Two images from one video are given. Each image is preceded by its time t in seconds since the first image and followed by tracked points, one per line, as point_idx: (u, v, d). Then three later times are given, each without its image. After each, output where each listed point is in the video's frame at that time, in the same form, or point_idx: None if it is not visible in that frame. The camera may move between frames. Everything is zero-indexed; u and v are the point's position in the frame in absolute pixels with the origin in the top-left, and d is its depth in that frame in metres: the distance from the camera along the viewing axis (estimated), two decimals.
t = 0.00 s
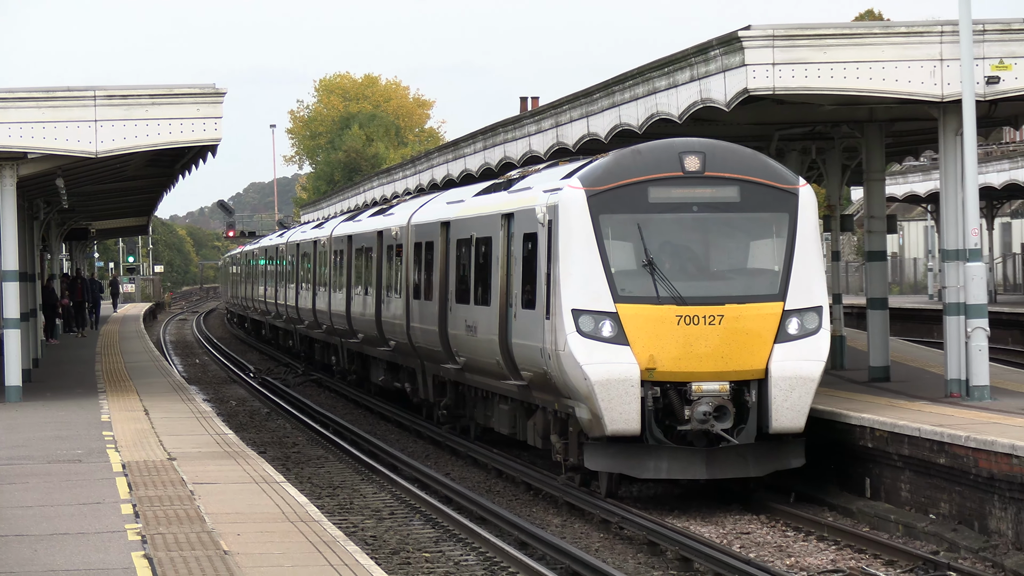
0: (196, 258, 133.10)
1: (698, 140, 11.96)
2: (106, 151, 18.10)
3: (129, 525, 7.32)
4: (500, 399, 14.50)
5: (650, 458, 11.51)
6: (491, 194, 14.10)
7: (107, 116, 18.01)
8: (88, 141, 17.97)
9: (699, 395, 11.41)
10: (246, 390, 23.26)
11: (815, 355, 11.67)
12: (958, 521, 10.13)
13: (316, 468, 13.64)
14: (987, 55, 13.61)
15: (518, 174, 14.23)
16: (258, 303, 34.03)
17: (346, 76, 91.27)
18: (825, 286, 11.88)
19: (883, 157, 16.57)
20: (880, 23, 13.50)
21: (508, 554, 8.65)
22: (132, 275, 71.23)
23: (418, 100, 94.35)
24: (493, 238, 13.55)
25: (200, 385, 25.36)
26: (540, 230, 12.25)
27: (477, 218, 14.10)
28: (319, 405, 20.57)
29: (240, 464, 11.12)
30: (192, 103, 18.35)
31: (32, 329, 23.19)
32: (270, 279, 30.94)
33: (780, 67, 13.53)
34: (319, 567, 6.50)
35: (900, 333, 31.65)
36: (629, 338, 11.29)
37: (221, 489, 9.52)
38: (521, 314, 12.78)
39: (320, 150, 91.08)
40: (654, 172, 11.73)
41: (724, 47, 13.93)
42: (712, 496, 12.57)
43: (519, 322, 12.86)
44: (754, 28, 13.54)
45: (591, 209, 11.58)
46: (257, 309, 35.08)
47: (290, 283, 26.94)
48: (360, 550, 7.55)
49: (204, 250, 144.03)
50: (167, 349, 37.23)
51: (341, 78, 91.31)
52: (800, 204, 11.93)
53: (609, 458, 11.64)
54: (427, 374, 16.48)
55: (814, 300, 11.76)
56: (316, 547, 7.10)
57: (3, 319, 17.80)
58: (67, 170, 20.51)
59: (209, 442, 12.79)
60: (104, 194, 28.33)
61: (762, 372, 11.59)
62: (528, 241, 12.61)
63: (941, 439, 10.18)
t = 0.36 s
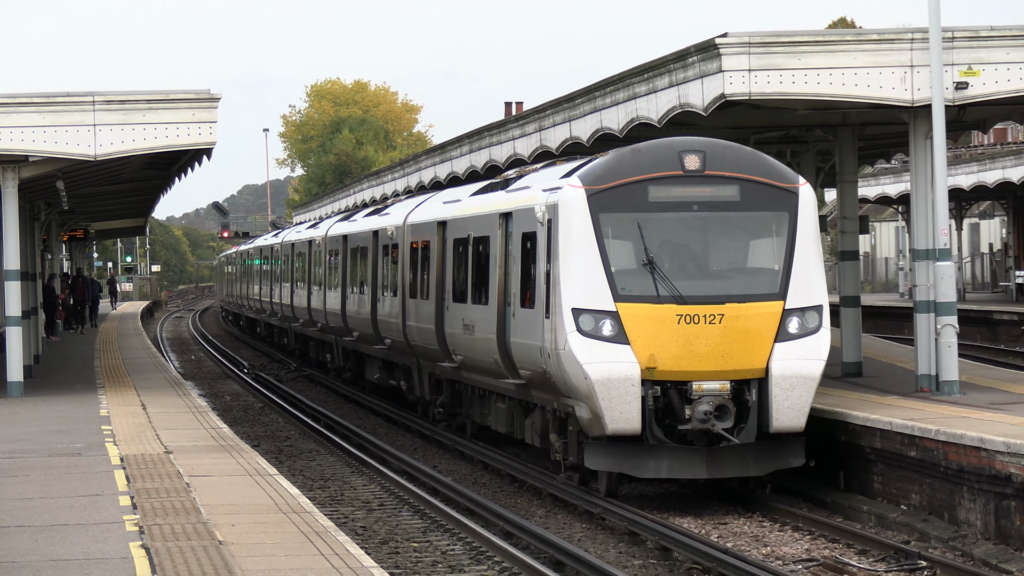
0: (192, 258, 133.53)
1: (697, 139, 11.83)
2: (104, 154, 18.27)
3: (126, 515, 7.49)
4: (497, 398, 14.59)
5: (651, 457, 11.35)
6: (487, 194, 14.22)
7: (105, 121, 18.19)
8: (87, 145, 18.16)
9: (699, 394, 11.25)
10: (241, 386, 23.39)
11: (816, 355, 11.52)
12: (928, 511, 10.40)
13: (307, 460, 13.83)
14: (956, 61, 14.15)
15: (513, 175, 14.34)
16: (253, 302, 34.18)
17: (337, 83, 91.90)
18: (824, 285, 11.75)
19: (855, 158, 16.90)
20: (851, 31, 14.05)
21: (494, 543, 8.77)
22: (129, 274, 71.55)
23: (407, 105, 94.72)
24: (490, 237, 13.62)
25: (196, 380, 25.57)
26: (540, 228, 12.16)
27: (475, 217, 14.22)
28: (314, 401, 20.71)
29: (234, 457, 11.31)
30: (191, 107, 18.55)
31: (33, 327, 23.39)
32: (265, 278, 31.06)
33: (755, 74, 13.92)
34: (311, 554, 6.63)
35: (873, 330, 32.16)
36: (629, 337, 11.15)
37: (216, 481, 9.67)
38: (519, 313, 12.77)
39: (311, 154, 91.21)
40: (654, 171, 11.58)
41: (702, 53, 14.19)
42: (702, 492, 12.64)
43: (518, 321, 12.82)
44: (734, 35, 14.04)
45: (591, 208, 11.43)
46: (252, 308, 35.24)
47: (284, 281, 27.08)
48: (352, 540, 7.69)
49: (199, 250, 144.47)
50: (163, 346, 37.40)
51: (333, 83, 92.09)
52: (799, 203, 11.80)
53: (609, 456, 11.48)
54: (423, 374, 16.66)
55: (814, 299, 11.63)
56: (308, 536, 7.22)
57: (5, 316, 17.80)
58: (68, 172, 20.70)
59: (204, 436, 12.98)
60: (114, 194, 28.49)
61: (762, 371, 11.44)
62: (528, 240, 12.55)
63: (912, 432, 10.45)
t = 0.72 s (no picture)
0: (190, 259, 134.09)
1: (698, 139, 11.74)
2: (105, 159, 18.50)
3: (126, 508, 7.66)
4: (497, 398, 14.65)
5: (653, 458, 11.23)
6: (485, 195, 14.33)
7: (106, 126, 18.40)
8: (87, 150, 18.36)
9: (701, 395, 11.12)
10: (239, 384, 23.52)
11: (819, 355, 11.39)
12: (902, 504, 10.66)
13: (301, 455, 14.00)
14: (927, 67, 14.46)
15: (513, 176, 14.41)
16: (249, 302, 34.42)
17: (330, 89, 92.40)
18: (825, 286, 11.64)
19: (830, 162, 17.57)
20: (827, 38, 14.16)
21: (482, 534, 8.86)
22: (129, 275, 71.92)
23: (398, 111, 95.20)
24: (490, 238, 13.68)
25: (195, 378, 25.78)
26: (540, 229, 12.10)
27: (473, 218, 14.32)
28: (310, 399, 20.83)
29: (230, 452, 11.48)
30: (192, 113, 18.74)
31: (36, 327, 23.62)
32: (262, 279, 31.19)
33: (734, 80, 14.08)
34: (305, 545, 6.76)
35: (850, 329, 32.56)
36: (631, 338, 11.03)
37: (212, 476, 9.82)
38: (519, 314, 12.77)
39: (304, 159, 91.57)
40: (656, 170, 11.47)
41: (682, 60, 14.36)
42: (696, 491, 12.67)
43: (518, 321, 12.83)
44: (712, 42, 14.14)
45: (593, 208, 11.32)
46: (248, 307, 35.40)
47: (281, 281, 27.19)
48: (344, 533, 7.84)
49: (197, 252, 145.00)
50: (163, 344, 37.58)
51: (324, 91, 92.75)
52: (801, 204, 11.70)
53: (610, 457, 11.36)
54: (421, 373, 16.81)
55: (816, 299, 11.53)
56: (300, 528, 7.36)
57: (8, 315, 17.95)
58: (69, 176, 20.88)
59: (201, 431, 13.16)
60: (119, 197, 28.71)
61: (764, 371, 11.31)
62: (528, 240, 12.51)
63: (886, 427, 10.72)
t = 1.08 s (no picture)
0: (192, 263, 134.60)
1: (700, 145, 11.71)
2: (110, 167, 18.72)
3: (130, 502, 7.88)
4: (497, 399, 14.80)
5: (655, 460, 11.20)
6: (485, 200, 14.50)
7: (110, 135, 18.62)
8: (92, 158, 18.62)
9: (705, 397, 11.07)
10: (239, 383, 23.79)
11: (821, 358, 11.36)
12: (874, 498, 10.93)
13: (298, 451, 14.24)
14: (899, 79, 14.85)
15: (513, 180, 14.54)
16: (249, 305, 34.70)
17: (325, 100, 92.47)
18: (827, 288, 11.63)
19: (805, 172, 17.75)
20: (803, 51, 14.44)
21: (472, 527, 8.97)
22: (132, 278, 72.19)
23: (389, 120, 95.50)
24: (491, 241, 13.81)
25: (196, 377, 26.08)
26: (542, 233, 12.11)
27: (473, 222, 14.48)
28: (308, 399, 21.06)
29: (229, 448, 11.69)
30: (195, 121, 18.99)
31: (42, 329, 23.85)
32: (261, 282, 31.41)
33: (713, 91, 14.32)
34: (302, 538, 6.97)
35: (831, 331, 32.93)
36: (635, 341, 10.99)
37: (212, 471, 10.05)
38: (520, 317, 12.87)
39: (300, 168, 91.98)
40: (659, 175, 11.44)
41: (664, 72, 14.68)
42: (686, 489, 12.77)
43: (519, 324, 12.94)
44: (692, 53, 14.48)
45: (596, 212, 11.30)
46: (248, 309, 35.71)
47: (281, 283, 27.42)
48: (338, 526, 8.05)
49: (198, 255, 145.47)
50: (164, 344, 37.90)
51: (322, 101, 92.69)
52: (802, 208, 11.70)
53: (613, 459, 11.34)
54: (420, 375, 17.01)
55: (817, 302, 11.51)
56: (298, 521, 7.58)
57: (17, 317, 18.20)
58: (75, 183, 21.15)
59: (202, 428, 13.38)
60: (124, 203, 28.98)
61: (766, 374, 11.29)
62: (530, 244, 12.58)
63: (862, 425, 11.02)
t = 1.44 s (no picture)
0: (202, 264, 135.56)
1: (708, 147, 11.58)
2: (125, 173, 19.08)
3: (144, 492, 8.17)
4: (505, 398, 14.90)
5: (664, 460, 11.03)
6: (493, 202, 14.66)
7: (125, 142, 18.98)
8: (108, 164, 19.00)
9: (713, 397, 10.95)
10: (248, 379, 24.16)
11: (829, 359, 11.23)
12: (857, 490, 11.18)
13: (304, 444, 14.56)
14: (875, 89, 15.29)
15: (521, 182, 14.66)
16: (258, 304, 35.16)
17: (329, 110, 93.45)
18: (835, 290, 11.53)
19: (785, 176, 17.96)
20: (785, 62, 14.89)
21: (471, 517, 9.14)
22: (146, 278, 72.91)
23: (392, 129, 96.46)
24: (500, 242, 13.93)
25: (206, 373, 26.51)
26: (552, 235, 12.04)
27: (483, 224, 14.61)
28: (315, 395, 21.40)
29: (238, 441, 11.98)
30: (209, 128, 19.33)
31: (60, 329, 24.25)
32: (270, 283, 31.74)
33: (700, 101, 14.72)
34: (307, 527, 7.23)
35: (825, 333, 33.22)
36: (644, 342, 10.85)
37: (222, 462, 10.33)
38: (529, 317, 12.91)
39: (306, 175, 92.79)
40: (668, 176, 11.30)
41: (652, 82, 15.17)
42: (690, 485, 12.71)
43: (528, 324, 12.99)
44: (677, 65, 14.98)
45: (606, 214, 11.15)
46: (257, 309, 36.19)
47: (290, 284, 27.73)
48: (343, 515, 8.32)
49: (208, 258, 146.42)
50: (176, 342, 38.40)
51: (325, 111, 93.64)
52: (810, 209, 11.56)
53: (623, 458, 11.18)
54: (428, 373, 17.25)
55: (825, 302, 11.37)
56: (305, 510, 7.86)
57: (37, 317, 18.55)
58: (91, 189, 21.59)
59: (212, 422, 13.70)
60: (139, 208, 29.42)
61: (774, 374, 11.14)
62: (540, 246, 12.59)
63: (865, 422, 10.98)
